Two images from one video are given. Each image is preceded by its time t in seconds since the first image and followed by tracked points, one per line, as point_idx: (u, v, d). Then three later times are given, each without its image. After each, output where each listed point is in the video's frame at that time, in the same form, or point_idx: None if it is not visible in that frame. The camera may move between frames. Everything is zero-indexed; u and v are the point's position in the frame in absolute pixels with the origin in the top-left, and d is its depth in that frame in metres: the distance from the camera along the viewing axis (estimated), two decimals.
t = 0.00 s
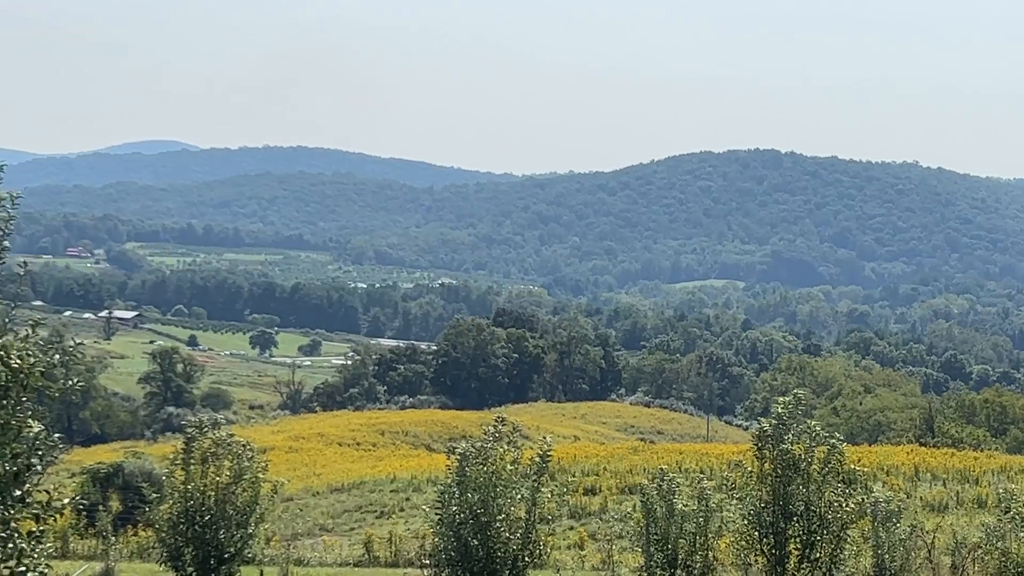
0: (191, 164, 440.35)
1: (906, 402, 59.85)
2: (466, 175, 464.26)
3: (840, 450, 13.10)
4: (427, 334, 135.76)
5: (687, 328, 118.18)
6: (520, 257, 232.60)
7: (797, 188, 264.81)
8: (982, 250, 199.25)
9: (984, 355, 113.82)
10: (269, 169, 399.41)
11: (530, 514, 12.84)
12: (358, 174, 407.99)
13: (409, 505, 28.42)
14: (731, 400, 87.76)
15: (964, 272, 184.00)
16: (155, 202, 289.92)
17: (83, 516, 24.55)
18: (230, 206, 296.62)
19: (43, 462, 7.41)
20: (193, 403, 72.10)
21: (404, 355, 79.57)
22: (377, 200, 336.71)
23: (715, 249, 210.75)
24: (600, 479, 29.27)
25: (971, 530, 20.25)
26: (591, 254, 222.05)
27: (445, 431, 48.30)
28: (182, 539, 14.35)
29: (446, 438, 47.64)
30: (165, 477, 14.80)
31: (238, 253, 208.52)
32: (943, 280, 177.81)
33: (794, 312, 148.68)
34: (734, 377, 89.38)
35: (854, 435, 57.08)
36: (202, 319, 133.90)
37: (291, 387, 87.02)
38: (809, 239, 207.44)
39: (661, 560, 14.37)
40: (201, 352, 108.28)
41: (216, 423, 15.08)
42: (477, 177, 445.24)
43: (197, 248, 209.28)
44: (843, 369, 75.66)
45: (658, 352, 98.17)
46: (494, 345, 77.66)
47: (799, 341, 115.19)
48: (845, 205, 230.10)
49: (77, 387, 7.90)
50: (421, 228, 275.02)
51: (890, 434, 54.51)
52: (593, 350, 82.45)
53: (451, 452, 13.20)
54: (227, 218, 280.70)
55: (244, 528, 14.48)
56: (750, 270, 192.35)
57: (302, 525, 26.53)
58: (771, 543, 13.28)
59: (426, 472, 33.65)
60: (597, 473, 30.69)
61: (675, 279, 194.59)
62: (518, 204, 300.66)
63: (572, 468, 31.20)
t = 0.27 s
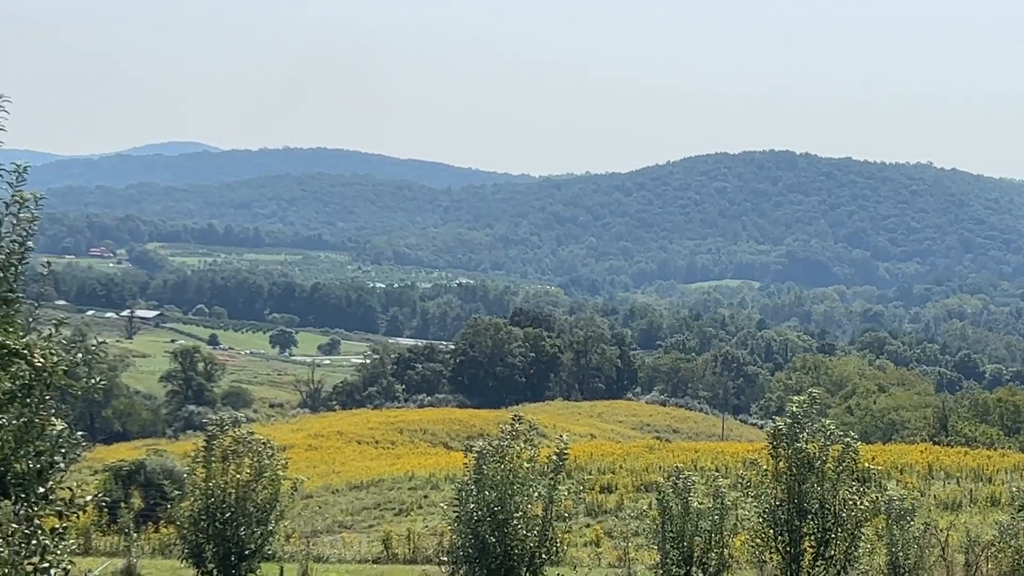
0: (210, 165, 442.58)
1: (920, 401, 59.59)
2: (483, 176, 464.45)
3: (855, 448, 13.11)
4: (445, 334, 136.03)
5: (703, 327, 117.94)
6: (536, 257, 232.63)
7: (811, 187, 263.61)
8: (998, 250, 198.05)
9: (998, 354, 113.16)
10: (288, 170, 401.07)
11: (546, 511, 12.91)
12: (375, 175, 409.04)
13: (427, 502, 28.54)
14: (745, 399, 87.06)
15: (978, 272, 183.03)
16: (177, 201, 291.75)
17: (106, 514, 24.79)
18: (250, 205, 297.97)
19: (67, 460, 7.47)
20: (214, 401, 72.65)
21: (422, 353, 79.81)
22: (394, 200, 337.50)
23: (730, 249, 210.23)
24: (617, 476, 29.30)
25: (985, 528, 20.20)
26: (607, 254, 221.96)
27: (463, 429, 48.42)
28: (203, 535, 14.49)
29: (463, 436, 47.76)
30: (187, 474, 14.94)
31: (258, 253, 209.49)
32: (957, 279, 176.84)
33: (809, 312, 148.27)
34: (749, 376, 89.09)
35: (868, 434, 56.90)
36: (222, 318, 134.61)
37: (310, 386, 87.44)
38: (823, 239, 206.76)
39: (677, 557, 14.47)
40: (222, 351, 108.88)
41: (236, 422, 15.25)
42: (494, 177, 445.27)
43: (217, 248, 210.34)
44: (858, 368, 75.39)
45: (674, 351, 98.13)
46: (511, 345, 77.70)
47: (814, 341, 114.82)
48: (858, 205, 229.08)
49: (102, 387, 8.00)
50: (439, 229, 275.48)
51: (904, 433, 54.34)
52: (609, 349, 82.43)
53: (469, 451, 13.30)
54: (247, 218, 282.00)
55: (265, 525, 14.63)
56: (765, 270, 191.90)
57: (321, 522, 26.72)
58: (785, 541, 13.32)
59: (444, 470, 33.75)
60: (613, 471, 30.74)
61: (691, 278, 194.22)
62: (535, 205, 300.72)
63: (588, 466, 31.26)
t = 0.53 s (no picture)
0: (228, 167, 444.75)
1: (932, 400, 59.39)
2: (499, 177, 464.84)
3: (867, 446, 13.16)
4: (462, 333, 136.37)
5: (717, 327, 117.79)
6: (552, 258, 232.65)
7: (825, 188, 262.70)
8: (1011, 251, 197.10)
9: (1010, 352, 112.64)
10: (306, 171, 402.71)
11: (561, 509, 13.00)
12: (391, 175, 410.00)
13: (444, 499, 28.66)
14: (758, 398, 86.92)
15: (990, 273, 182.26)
16: (197, 202, 293.52)
17: (128, 511, 25.09)
18: (268, 206, 299.40)
19: (90, 457, 7.55)
20: (234, 400, 73.26)
21: (439, 352, 80.07)
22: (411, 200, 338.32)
23: (744, 249, 209.71)
24: (631, 474, 29.37)
25: (996, 526, 20.19)
26: (623, 256, 221.91)
27: (479, 427, 48.52)
28: (224, 531, 14.64)
29: (480, 434, 47.88)
30: (208, 471, 15.09)
31: (277, 254, 210.53)
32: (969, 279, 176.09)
33: (822, 312, 147.99)
34: (763, 375, 88.86)
35: (880, 432, 56.75)
36: (243, 318, 135.41)
37: (329, 384, 87.89)
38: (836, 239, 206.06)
39: (690, 553, 14.56)
40: (242, 350, 109.49)
41: (257, 419, 15.42)
42: (510, 178, 445.59)
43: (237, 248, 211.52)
44: (870, 368, 75.15)
45: (688, 350, 98.09)
46: (527, 344, 77.73)
47: (827, 340, 114.56)
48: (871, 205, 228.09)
49: (123, 387, 8.10)
50: (456, 229, 275.99)
51: (916, 431, 54.20)
52: (624, 348, 82.49)
53: (486, 448, 13.40)
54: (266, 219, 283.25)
55: (284, 522, 14.77)
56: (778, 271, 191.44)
57: (340, 519, 26.88)
58: (798, 538, 13.35)
59: (461, 468, 33.87)
60: (627, 469, 30.79)
61: (707, 278, 193.82)
62: (551, 206, 300.85)
63: (603, 464, 31.30)
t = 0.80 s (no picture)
0: (245, 169, 446.89)
1: (943, 399, 59.18)
2: (514, 179, 465.24)
3: (879, 445, 13.17)
4: (479, 334, 136.70)
5: (729, 327, 117.45)
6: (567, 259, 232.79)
7: (836, 190, 261.78)
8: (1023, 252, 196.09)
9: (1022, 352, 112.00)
10: (324, 174, 404.43)
11: (576, 507, 13.11)
12: (406, 177, 410.88)
13: (461, 497, 28.81)
14: (771, 397, 86.83)
15: (1001, 274, 181.39)
16: (217, 204, 295.28)
17: (150, 508, 25.36)
18: (287, 207, 300.78)
19: (111, 455, 7.66)
20: (254, 399, 73.82)
21: (456, 352, 80.28)
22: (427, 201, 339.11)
23: (756, 250, 209.21)
24: (645, 473, 29.40)
25: (1008, 524, 20.14)
26: (637, 257, 222.07)
27: (495, 426, 48.62)
28: (244, 528, 14.77)
29: (496, 433, 47.98)
30: (227, 470, 15.25)
31: (296, 255, 211.41)
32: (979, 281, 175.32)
33: (834, 313, 147.75)
34: (775, 375, 88.68)
35: (892, 432, 56.59)
36: (262, 318, 136.11)
37: (347, 384, 88.26)
38: (847, 241, 205.39)
39: (703, 551, 14.62)
40: (261, 349, 110.19)
41: (275, 419, 15.60)
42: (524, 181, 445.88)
43: (256, 250, 212.52)
44: (882, 368, 74.96)
45: (702, 350, 97.93)
46: (542, 344, 77.78)
47: (839, 341, 114.19)
48: (882, 205, 227.14)
49: (144, 386, 8.21)
50: (471, 231, 276.53)
51: (927, 431, 54.09)
52: (638, 348, 82.50)
53: (501, 447, 13.51)
54: (283, 220, 284.51)
55: (303, 519, 14.95)
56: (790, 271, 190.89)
57: (357, 517, 27.10)
58: (811, 537, 13.38)
59: (478, 466, 33.99)
60: (642, 468, 30.82)
61: (721, 279, 193.50)
62: (565, 208, 300.95)
63: (617, 463, 31.36)
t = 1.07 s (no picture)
0: (261, 172, 448.93)
1: (953, 399, 59.08)
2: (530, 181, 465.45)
3: (889, 445, 13.23)
4: (494, 334, 136.95)
5: (742, 328, 117.15)
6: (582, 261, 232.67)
7: (848, 192, 260.79)
8: None
9: None
10: (339, 177, 405.87)
11: (591, 505, 13.16)
12: (420, 179, 411.69)
13: (477, 495, 28.94)
14: (783, 397, 86.73)
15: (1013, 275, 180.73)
16: (236, 205, 296.59)
17: (170, 506, 25.61)
18: (304, 208, 301.81)
19: (134, 453, 7.78)
20: (273, 399, 74.34)
21: (471, 352, 80.44)
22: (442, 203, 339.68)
23: (769, 251, 208.66)
24: (658, 472, 29.43)
25: (1017, 523, 20.12)
26: (651, 260, 222.45)
27: (510, 426, 48.68)
28: (263, 526, 14.92)
29: (511, 432, 48.05)
30: (247, 468, 15.38)
31: (313, 257, 212.23)
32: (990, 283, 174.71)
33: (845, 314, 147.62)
34: (787, 375, 88.43)
35: (903, 431, 56.49)
36: (280, 319, 136.76)
37: (364, 384, 88.57)
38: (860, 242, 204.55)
39: (717, 549, 14.67)
40: (279, 350, 110.68)
41: (294, 418, 15.75)
42: (539, 183, 446.06)
43: (274, 251, 213.48)
44: (893, 368, 74.82)
45: (714, 351, 97.79)
46: (557, 344, 77.80)
47: (850, 342, 113.90)
48: (892, 207, 226.18)
49: (166, 385, 8.34)
50: (487, 232, 276.78)
51: (937, 431, 54.04)
52: (651, 349, 82.39)
53: (516, 446, 13.60)
54: (300, 221, 285.60)
55: (322, 517, 15.08)
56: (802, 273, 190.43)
57: (374, 515, 27.27)
58: (822, 535, 13.43)
59: (494, 465, 34.09)
60: (655, 467, 30.84)
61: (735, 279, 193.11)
62: (580, 210, 300.91)
63: (631, 462, 31.42)
